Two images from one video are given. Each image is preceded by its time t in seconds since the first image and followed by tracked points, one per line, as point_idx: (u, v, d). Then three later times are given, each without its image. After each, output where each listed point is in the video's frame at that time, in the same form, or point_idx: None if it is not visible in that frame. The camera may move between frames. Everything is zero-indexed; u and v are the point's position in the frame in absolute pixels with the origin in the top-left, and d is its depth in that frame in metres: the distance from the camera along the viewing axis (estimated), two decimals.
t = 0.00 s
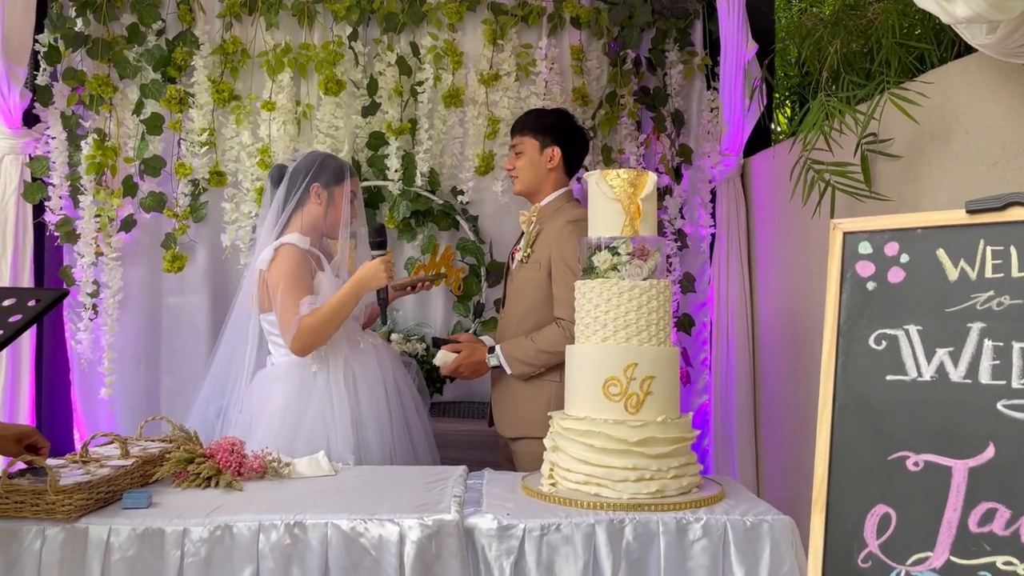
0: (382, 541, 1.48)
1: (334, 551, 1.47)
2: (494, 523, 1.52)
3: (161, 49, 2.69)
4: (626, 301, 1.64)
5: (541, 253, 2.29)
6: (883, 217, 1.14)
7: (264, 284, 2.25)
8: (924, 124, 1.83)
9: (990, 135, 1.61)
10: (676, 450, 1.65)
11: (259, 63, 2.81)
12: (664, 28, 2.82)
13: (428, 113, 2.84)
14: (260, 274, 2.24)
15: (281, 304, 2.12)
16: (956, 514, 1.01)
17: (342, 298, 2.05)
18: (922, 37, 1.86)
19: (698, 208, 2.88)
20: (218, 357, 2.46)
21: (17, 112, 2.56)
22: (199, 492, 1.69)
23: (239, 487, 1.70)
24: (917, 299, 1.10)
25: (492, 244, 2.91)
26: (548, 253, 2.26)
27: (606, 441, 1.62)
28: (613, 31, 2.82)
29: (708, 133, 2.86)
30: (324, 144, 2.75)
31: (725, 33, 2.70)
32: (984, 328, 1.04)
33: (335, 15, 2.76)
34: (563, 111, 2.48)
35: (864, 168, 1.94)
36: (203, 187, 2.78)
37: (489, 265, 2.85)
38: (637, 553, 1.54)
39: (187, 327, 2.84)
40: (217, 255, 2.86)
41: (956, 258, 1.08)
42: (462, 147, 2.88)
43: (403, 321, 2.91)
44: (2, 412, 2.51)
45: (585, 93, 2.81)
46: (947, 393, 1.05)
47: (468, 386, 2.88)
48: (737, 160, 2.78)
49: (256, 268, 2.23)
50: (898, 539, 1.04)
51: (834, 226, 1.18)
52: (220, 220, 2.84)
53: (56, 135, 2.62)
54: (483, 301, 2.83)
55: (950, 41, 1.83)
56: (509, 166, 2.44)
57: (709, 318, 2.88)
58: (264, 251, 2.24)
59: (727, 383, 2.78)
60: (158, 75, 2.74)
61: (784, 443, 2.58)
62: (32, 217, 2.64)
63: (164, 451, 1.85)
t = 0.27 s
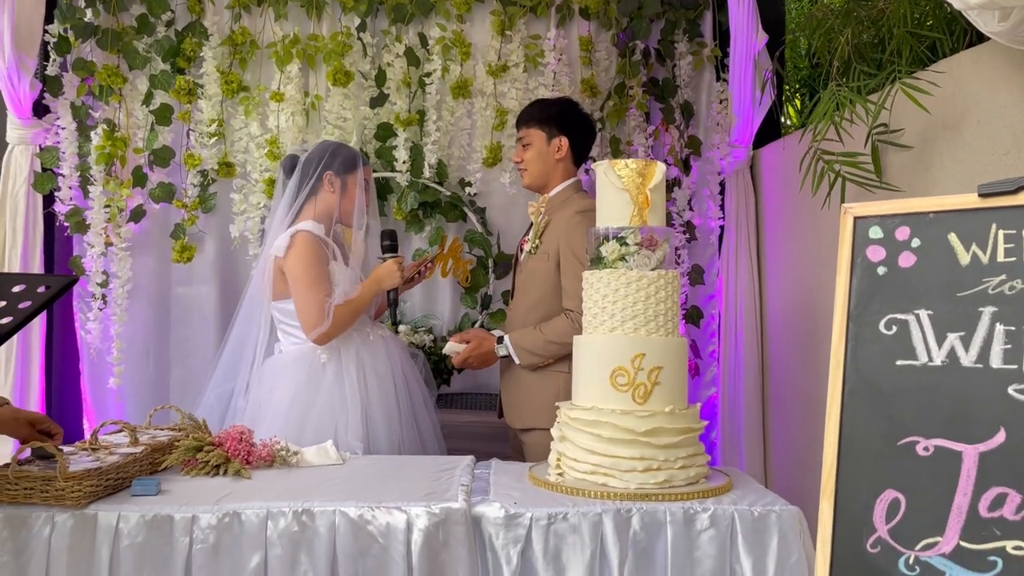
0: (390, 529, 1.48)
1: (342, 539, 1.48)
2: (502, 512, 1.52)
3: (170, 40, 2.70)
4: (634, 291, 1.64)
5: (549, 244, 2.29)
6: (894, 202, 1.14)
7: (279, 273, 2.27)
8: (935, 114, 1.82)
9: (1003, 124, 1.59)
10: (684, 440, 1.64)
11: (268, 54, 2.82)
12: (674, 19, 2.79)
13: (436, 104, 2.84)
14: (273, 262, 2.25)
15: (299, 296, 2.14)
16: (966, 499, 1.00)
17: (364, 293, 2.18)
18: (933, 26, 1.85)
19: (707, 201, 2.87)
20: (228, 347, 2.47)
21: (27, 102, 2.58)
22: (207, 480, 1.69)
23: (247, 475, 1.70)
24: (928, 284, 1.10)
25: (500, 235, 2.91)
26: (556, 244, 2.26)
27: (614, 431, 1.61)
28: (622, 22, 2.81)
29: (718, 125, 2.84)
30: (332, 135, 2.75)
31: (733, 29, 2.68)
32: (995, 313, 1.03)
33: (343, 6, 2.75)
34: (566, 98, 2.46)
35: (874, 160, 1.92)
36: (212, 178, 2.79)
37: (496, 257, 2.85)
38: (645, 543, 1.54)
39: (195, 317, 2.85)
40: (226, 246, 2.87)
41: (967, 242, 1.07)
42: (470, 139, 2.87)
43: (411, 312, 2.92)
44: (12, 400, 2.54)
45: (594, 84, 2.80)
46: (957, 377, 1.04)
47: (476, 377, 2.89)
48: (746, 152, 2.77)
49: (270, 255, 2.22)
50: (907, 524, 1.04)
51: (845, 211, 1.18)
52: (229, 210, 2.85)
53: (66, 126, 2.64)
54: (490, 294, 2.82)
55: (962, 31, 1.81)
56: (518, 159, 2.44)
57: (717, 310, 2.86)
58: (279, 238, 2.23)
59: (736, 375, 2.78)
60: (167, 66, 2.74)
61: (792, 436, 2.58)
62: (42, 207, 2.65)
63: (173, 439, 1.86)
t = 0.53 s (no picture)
0: (391, 517, 1.50)
1: (344, 526, 1.49)
2: (503, 500, 1.53)
3: (178, 32, 2.71)
4: (636, 282, 1.64)
5: (553, 235, 2.29)
6: (888, 190, 1.14)
7: (291, 262, 2.28)
8: (939, 105, 1.81)
9: (1006, 115, 1.59)
10: (685, 430, 1.65)
11: (275, 46, 2.83)
12: (680, 10, 2.80)
13: (442, 95, 2.84)
14: (286, 252, 2.26)
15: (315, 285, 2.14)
16: (954, 485, 1.01)
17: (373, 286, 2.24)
18: (938, 18, 1.84)
19: (713, 192, 2.86)
20: (234, 335, 2.50)
21: (36, 94, 2.60)
22: (212, 468, 1.71)
23: (252, 463, 1.72)
24: (920, 272, 1.10)
25: (505, 227, 2.91)
26: (560, 235, 2.26)
27: (615, 422, 1.61)
28: (629, 13, 2.81)
29: (724, 117, 2.82)
30: (339, 126, 2.77)
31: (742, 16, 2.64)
32: (986, 300, 1.03)
33: None
34: (570, 89, 2.46)
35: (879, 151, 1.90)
36: (220, 169, 2.81)
37: (502, 249, 2.86)
38: (645, 532, 1.54)
39: (203, 308, 2.87)
40: (234, 237, 2.88)
41: (959, 230, 1.08)
42: (476, 131, 2.88)
43: (417, 304, 2.93)
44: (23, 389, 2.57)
45: (600, 76, 2.80)
46: (948, 364, 1.04)
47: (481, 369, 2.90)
48: (753, 144, 2.77)
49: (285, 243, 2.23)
50: (896, 510, 1.04)
51: (838, 200, 1.18)
52: (237, 201, 2.87)
53: (75, 117, 2.66)
54: (496, 285, 2.85)
55: (968, 22, 1.80)
56: (523, 150, 2.44)
57: (722, 302, 2.87)
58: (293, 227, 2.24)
59: (741, 368, 2.78)
60: (175, 57, 2.76)
61: (797, 429, 2.57)
62: (52, 198, 2.67)
63: (179, 427, 1.88)
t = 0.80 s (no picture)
0: (398, 505, 1.49)
1: (351, 514, 1.49)
2: (510, 488, 1.52)
3: (188, 21, 2.72)
4: (645, 271, 1.62)
5: (563, 225, 2.27)
6: (897, 173, 1.12)
7: (300, 252, 2.27)
8: (954, 92, 1.78)
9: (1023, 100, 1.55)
10: (694, 420, 1.63)
11: (285, 35, 2.83)
12: None
13: (452, 84, 2.83)
14: (295, 242, 2.25)
15: (321, 277, 2.14)
16: (961, 472, 0.99)
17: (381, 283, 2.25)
18: (954, 3, 1.80)
19: (725, 182, 2.83)
20: (243, 322, 2.50)
21: (48, 84, 2.61)
22: (221, 455, 1.71)
23: (261, 452, 1.72)
24: (928, 256, 1.08)
25: (516, 217, 2.90)
26: (570, 224, 2.25)
27: (623, 411, 1.60)
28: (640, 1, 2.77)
29: (737, 105, 2.81)
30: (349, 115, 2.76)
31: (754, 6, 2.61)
32: (995, 285, 1.01)
33: None
34: (580, 77, 2.44)
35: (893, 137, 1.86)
36: (230, 159, 2.81)
37: (513, 239, 2.84)
38: (653, 521, 1.53)
39: (213, 298, 2.88)
40: (244, 226, 2.89)
41: (968, 214, 1.05)
42: (487, 120, 2.86)
43: (428, 294, 2.92)
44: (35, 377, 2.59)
45: (611, 64, 2.78)
46: (955, 349, 1.02)
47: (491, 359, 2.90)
48: (766, 132, 2.74)
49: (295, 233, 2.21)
50: (901, 497, 1.03)
51: (846, 182, 1.17)
52: (247, 190, 2.87)
53: (86, 107, 2.67)
54: (506, 275, 2.83)
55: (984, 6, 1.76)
56: (533, 139, 2.42)
57: (734, 292, 2.85)
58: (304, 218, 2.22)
59: (752, 359, 2.76)
60: (185, 47, 2.77)
61: (808, 420, 2.55)
62: (64, 188, 2.69)
63: (189, 415, 1.89)
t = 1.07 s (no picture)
0: (404, 495, 1.50)
1: (357, 504, 1.50)
2: (516, 481, 1.52)
3: (199, 11, 2.72)
4: (654, 263, 1.61)
5: (572, 216, 2.26)
6: (904, 166, 1.11)
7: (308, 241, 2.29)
8: (968, 83, 1.75)
9: None
10: (702, 413, 1.62)
11: (295, 25, 2.83)
12: None
13: (462, 74, 2.82)
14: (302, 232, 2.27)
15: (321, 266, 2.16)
16: (965, 470, 0.98)
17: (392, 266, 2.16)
18: None
19: (736, 173, 2.81)
20: (253, 312, 2.51)
21: (60, 74, 2.63)
22: (229, 445, 1.73)
23: (269, 442, 1.73)
24: (935, 252, 1.07)
25: (526, 208, 2.89)
26: (580, 215, 2.24)
27: (630, 403, 1.60)
28: None
29: (749, 96, 2.77)
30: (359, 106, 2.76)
31: None
32: (1003, 281, 1.00)
33: None
34: (591, 68, 2.42)
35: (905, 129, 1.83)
36: (241, 149, 2.82)
37: (523, 230, 2.83)
38: (659, 514, 1.53)
39: (225, 289, 2.91)
40: (255, 216, 2.90)
41: (976, 208, 1.04)
42: (497, 110, 2.86)
43: (438, 285, 2.92)
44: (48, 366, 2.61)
45: (622, 54, 2.76)
46: (961, 346, 1.01)
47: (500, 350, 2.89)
48: (777, 123, 2.72)
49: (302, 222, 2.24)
50: (904, 495, 1.02)
51: (851, 177, 1.15)
52: (258, 180, 2.88)
53: (98, 97, 2.68)
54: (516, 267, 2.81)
55: None
56: (543, 130, 2.41)
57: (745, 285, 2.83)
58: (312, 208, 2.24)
59: (763, 352, 2.74)
60: (196, 37, 2.78)
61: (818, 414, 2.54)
62: (76, 177, 2.70)
63: (197, 404, 1.90)
